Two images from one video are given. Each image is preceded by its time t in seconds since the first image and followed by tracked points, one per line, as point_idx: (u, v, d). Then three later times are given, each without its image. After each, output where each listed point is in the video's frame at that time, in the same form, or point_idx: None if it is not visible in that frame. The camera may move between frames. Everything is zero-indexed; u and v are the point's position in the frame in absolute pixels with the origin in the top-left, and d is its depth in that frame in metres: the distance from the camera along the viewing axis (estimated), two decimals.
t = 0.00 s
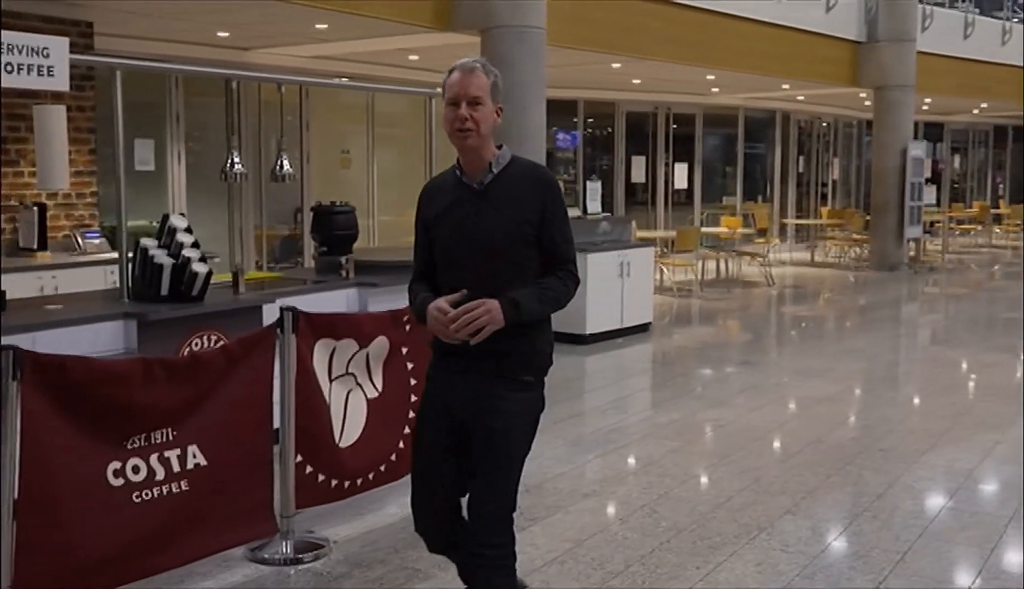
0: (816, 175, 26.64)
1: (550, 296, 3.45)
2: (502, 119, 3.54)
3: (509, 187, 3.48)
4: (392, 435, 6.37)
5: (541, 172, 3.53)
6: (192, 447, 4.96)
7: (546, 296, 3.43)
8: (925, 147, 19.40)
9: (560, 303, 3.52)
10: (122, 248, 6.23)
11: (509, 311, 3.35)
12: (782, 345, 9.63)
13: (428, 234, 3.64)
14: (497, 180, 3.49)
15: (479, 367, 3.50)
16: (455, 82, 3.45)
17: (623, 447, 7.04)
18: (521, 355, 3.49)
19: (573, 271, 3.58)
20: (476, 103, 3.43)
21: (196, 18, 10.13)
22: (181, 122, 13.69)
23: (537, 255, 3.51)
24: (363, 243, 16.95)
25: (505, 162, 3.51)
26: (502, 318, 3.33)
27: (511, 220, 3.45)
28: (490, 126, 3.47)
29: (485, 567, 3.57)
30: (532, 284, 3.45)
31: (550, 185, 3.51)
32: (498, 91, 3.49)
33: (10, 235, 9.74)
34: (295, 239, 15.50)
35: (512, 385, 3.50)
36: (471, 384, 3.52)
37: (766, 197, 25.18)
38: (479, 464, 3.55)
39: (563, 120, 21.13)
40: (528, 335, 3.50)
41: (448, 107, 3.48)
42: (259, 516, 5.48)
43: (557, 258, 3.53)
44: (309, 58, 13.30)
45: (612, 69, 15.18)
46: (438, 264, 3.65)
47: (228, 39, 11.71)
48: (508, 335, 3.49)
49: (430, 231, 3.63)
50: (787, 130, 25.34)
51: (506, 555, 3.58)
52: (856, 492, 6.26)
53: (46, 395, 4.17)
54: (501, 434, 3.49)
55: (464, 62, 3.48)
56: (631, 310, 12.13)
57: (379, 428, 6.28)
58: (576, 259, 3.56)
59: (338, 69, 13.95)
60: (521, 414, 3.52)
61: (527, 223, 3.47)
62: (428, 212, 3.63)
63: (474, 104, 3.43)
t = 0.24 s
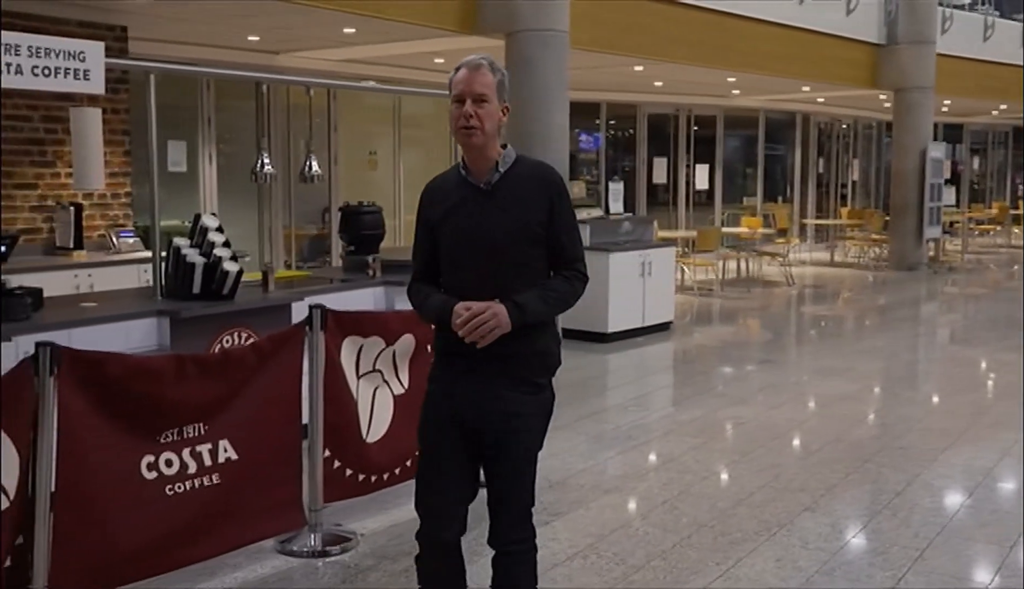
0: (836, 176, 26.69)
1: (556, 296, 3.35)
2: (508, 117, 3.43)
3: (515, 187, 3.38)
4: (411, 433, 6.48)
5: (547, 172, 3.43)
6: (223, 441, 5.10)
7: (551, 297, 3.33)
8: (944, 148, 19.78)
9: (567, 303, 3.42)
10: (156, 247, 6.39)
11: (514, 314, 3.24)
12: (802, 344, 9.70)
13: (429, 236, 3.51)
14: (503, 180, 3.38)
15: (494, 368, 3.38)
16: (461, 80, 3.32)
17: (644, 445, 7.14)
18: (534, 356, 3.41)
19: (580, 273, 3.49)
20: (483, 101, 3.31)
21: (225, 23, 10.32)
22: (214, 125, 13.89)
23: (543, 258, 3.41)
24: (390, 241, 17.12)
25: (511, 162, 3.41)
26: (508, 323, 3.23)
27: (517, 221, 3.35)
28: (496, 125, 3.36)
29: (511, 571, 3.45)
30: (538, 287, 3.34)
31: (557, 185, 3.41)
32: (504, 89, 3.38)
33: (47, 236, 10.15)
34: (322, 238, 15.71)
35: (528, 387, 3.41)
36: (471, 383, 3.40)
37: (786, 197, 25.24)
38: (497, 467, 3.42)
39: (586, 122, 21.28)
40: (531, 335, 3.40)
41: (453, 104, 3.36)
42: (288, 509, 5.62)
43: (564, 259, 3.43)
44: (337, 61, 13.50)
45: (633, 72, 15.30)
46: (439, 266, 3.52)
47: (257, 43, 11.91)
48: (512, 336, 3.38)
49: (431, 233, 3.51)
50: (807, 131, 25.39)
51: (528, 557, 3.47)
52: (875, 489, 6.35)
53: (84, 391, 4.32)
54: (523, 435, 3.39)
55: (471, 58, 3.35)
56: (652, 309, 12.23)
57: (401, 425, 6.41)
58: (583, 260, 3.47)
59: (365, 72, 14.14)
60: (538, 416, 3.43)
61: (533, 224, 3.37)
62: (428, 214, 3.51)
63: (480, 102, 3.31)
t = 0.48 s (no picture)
0: (856, 178, 26.72)
1: (556, 297, 3.43)
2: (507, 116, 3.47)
3: (515, 187, 3.43)
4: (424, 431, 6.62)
5: (544, 172, 3.49)
6: (254, 436, 5.25)
7: (554, 298, 3.41)
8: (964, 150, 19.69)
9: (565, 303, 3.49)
10: (189, 247, 6.57)
11: (518, 316, 3.32)
12: (821, 342, 9.81)
13: (425, 237, 3.52)
14: (503, 181, 3.43)
15: (497, 373, 3.45)
16: (462, 79, 3.35)
17: (665, 441, 7.28)
18: (532, 360, 3.47)
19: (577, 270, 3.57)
20: (484, 99, 3.35)
21: (256, 27, 10.50)
22: (246, 127, 14.11)
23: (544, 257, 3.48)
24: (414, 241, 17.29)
25: (509, 163, 3.46)
26: (515, 325, 3.31)
27: (519, 223, 3.40)
28: (497, 124, 3.40)
29: (519, 565, 3.55)
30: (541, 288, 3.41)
31: (553, 185, 3.48)
32: (504, 88, 3.42)
33: (83, 234, 10.41)
34: (350, 238, 15.92)
35: (532, 389, 3.49)
36: (472, 386, 3.47)
37: (805, 198, 25.26)
38: (502, 467, 3.50)
39: (609, 124, 21.42)
40: (533, 336, 3.47)
41: (453, 104, 3.39)
42: (318, 502, 5.77)
43: (562, 257, 3.51)
44: (366, 65, 13.68)
45: (655, 75, 15.42)
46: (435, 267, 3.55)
47: (287, 47, 12.10)
48: (514, 338, 3.45)
49: (426, 234, 3.52)
50: (827, 133, 25.42)
51: (535, 552, 3.57)
52: (894, 486, 6.46)
53: (118, 387, 4.48)
54: (528, 437, 3.47)
55: (471, 58, 3.39)
56: (673, 308, 12.36)
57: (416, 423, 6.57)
58: (580, 258, 3.55)
59: (392, 76, 14.32)
60: (542, 418, 3.50)
61: (534, 224, 3.43)
62: (422, 214, 3.51)
63: (481, 100, 3.34)
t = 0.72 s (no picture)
0: (872, 178, 26.73)
1: (557, 296, 3.46)
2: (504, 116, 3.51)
3: (515, 188, 3.46)
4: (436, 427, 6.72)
5: (544, 173, 3.52)
6: (280, 430, 5.39)
7: (555, 299, 3.44)
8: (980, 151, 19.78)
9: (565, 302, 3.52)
10: (218, 246, 6.72)
11: (521, 317, 3.35)
12: (837, 340, 9.92)
13: (426, 239, 3.56)
14: (503, 182, 3.46)
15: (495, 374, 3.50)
16: (460, 80, 3.39)
17: (682, 436, 7.41)
18: (533, 358, 3.51)
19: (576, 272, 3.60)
20: (483, 100, 3.38)
21: (281, 31, 10.68)
22: (273, 128, 14.30)
23: (544, 258, 3.51)
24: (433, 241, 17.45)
25: (509, 164, 3.49)
26: (518, 326, 3.34)
27: (519, 224, 3.43)
28: (495, 123, 3.43)
29: (531, 564, 3.59)
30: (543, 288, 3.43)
31: (553, 186, 3.51)
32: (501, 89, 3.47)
33: (115, 233, 10.57)
34: (374, 237, 16.13)
35: (531, 389, 3.53)
36: (472, 387, 3.53)
37: (822, 199, 25.27)
38: (502, 467, 3.56)
39: (628, 125, 21.53)
40: (535, 336, 3.51)
41: (452, 106, 3.42)
42: (341, 495, 5.90)
43: (562, 258, 3.54)
44: (389, 67, 13.85)
45: (673, 77, 15.53)
46: (435, 268, 3.59)
47: (313, 50, 12.27)
48: (515, 340, 3.50)
49: (426, 235, 3.56)
50: (844, 134, 25.40)
51: (545, 551, 3.59)
52: (909, 483, 6.56)
53: (150, 382, 4.61)
54: (526, 437, 3.52)
55: (469, 60, 3.43)
56: (691, 306, 12.48)
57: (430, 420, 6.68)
58: (579, 259, 3.58)
59: (413, 78, 14.50)
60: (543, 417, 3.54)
61: (534, 225, 3.46)
62: (423, 215, 3.55)
63: (480, 101, 3.38)
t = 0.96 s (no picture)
0: (891, 178, 26.76)
1: (572, 302, 3.47)
2: (516, 115, 3.45)
3: (533, 190, 3.48)
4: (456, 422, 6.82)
5: (566, 176, 3.53)
6: (311, 423, 5.56)
7: (569, 303, 3.45)
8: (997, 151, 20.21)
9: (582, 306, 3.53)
10: (250, 243, 6.91)
11: (532, 324, 3.38)
12: (855, 337, 10.04)
13: (451, 238, 3.63)
14: (521, 184, 3.48)
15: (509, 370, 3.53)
16: (457, 86, 3.47)
17: (703, 431, 7.55)
18: (546, 358, 3.53)
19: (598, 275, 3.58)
20: (471, 104, 3.42)
21: (311, 35, 10.89)
22: (303, 129, 14.53)
23: (563, 261, 3.51)
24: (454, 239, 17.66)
25: (526, 166, 3.50)
26: (529, 333, 3.37)
27: (535, 227, 3.45)
28: (492, 127, 3.43)
29: (549, 564, 3.58)
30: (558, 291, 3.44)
31: (574, 189, 3.51)
32: (500, 90, 3.42)
33: (151, 232, 10.83)
34: (401, 236, 16.36)
35: (543, 389, 3.55)
36: (486, 388, 3.56)
37: (841, 198, 25.30)
38: (514, 466, 3.58)
39: (649, 126, 21.67)
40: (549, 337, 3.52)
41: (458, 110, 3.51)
42: (369, 486, 6.08)
43: (582, 262, 3.53)
44: (416, 69, 14.05)
45: (694, 78, 15.66)
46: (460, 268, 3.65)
47: (343, 53, 12.47)
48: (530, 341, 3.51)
49: (452, 235, 3.63)
50: (863, 134, 25.37)
51: (561, 551, 3.59)
52: (927, 478, 6.68)
53: (186, 376, 4.77)
54: (539, 436, 3.53)
55: (469, 63, 3.47)
56: (712, 303, 12.61)
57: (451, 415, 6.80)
58: (601, 264, 3.57)
59: (439, 79, 14.72)
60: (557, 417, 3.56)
61: (552, 229, 3.47)
62: (449, 215, 3.62)
63: (468, 105, 3.42)
